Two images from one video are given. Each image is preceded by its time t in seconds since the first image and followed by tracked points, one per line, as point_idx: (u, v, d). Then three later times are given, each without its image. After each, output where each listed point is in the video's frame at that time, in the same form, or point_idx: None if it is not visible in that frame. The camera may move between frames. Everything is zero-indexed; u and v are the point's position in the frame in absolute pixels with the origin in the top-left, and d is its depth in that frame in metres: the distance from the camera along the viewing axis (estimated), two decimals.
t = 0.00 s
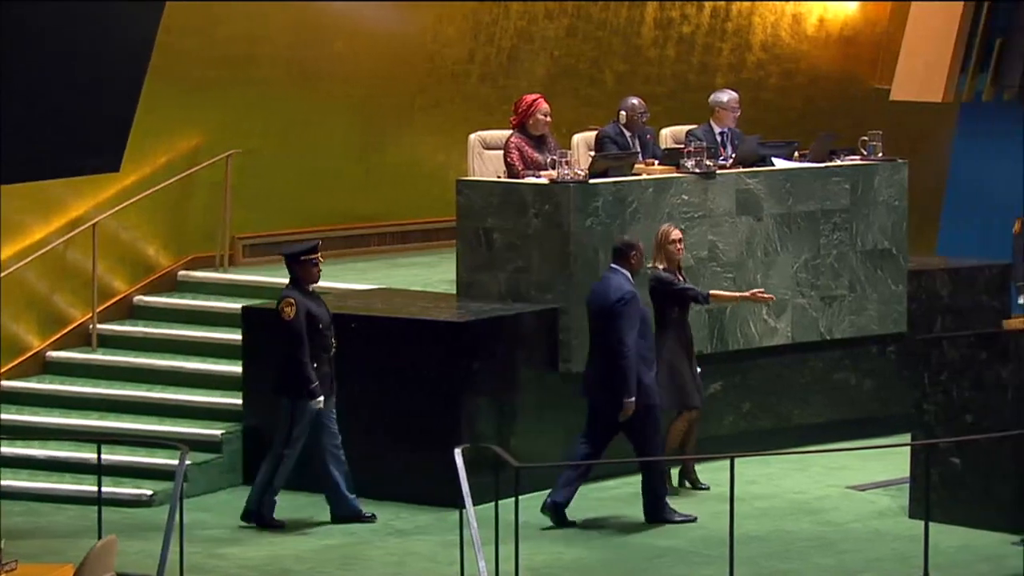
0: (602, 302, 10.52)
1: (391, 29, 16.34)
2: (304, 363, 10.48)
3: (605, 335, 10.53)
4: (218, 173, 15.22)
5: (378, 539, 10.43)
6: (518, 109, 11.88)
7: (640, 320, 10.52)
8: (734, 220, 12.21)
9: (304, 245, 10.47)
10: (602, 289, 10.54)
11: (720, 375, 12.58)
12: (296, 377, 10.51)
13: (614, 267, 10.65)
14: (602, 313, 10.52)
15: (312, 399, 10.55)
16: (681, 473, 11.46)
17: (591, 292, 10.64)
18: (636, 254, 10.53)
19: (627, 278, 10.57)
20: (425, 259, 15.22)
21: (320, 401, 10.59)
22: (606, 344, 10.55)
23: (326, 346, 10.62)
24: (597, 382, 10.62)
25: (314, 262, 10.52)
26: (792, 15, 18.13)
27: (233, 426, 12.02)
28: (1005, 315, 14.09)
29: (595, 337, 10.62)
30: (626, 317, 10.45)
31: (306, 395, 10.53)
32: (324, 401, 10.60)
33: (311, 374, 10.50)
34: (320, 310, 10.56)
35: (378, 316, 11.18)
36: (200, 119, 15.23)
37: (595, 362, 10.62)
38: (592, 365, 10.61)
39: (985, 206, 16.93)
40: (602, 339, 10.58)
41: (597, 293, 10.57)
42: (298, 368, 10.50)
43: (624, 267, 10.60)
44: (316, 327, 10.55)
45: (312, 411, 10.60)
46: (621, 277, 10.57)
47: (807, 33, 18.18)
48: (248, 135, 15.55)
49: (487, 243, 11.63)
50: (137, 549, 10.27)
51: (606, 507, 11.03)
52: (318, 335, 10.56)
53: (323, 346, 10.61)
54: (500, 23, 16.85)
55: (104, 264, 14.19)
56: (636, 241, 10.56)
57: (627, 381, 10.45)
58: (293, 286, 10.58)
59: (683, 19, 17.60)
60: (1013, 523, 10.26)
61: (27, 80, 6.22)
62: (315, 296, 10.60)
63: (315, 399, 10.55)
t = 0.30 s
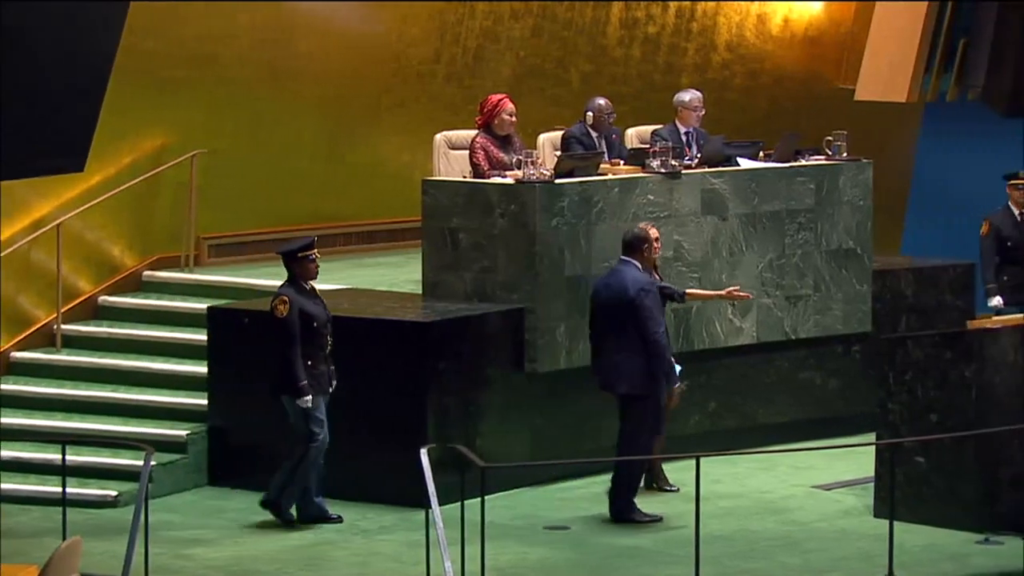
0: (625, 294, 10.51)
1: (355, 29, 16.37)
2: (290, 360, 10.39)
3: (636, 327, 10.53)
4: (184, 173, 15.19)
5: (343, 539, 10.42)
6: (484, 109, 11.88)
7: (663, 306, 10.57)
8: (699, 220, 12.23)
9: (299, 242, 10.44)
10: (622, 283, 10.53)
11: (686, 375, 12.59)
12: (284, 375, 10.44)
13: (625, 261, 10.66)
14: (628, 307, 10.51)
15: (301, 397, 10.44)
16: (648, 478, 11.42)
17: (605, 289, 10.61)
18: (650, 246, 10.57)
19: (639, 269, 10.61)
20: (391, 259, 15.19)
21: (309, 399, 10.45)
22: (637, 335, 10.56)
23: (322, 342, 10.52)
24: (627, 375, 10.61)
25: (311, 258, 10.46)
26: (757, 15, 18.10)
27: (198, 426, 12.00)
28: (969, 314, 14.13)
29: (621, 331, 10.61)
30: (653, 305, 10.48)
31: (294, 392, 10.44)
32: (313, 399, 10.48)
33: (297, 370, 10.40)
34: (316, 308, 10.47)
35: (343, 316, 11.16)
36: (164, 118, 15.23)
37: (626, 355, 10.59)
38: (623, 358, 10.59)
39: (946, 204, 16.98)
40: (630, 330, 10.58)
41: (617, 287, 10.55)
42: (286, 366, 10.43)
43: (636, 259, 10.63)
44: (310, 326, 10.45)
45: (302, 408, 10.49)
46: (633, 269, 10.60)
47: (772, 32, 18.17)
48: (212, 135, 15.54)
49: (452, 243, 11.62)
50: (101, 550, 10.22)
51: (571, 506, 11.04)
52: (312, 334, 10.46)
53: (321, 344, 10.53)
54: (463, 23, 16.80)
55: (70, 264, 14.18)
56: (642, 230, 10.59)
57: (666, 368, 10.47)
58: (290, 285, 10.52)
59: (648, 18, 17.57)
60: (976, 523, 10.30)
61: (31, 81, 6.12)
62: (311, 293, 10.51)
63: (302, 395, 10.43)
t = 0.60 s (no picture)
0: (639, 294, 10.53)
1: (321, 29, 16.28)
2: (280, 361, 10.35)
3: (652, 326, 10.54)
4: (150, 173, 15.18)
5: (309, 539, 10.40)
6: (450, 109, 11.85)
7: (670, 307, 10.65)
8: (665, 220, 12.25)
9: (288, 243, 10.37)
10: (636, 283, 10.55)
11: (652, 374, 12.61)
12: (274, 375, 10.40)
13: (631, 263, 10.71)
14: (642, 306, 10.53)
15: (291, 396, 10.40)
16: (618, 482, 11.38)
17: (616, 290, 10.61)
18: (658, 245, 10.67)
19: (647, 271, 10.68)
20: (357, 259, 15.17)
21: (298, 400, 10.43)
22: (649, 334, 10.57)
23: (308, 344, 10.50)
24: (636, 375, 10.58)
25: (300, 259, 10.41)
26: (723, 15, 18.17)
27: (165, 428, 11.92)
28: (935, 313, 14.18)
29: (632, 331, 10.60)
30: (665, 303, 10.53)
31: (285, 392, 10.41)
32: (304, 398, 10.45)
33: (289, 371, 10.37)
34: (306, 309, 10.44)
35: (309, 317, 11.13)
36: (130, 118, 15.21)
37: (638, 356, 10.57)
38: (635, 358, 10.57)
39: (908, 203, 17.04)
40: (642, 330, 10.58)
41: (630, 287, 10.57)
42: (277, 366, 10.39)
43: (642, 261, 10.69)
44: (299, 326, 10.43)
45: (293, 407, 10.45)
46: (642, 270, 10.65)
47: (738, 33, 18.21)
48: (179, 135, 15.50)
49: (419, 243, 11.62)
50: (67, 551, 10.18)
51: (538, 507, 11.04)
52: (300, 334, 10.44)
53: (308, 345, 10.51)
54: (431, 22, 16.79)
55: (33, 262, 14.26)
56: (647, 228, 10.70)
57: (680, 365, 10.55)
58: (279, 285, 10.47)
59: (614, 18, 17.59)
60: (941, 522, 10.34)
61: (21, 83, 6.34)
62: (300, 293, 10.47)
63: (294, 395, 10.40)
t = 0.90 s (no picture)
0: (640, 284, 10.77)
1: (291, 29, 16.22)
2: (270, 365, 10.36)
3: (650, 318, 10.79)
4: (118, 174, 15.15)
5: (280, 539, 10.38)
6: (421, 109, 11.87)
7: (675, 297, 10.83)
8: (636, 220, 12.25)
9: (272, 243, 10.42)
10: (639, 272, 10.79)
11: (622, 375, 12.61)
12: (264, 378, 10.41)
13: (638, 253, 10.93)
14: (641, 296, 10.77)
15: (283, 398, 10.43)
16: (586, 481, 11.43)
17: (621, 280, 10.87)
18: (664, 237, 10.85)
19: (653, 260, 10.87)
20: (327, 259, 15.15)
21: (289, 401, 10.45)
22: (650, 323, 10.81)
23: (297, 344, 10.49)
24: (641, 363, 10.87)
25: (285, 259, 10.43)
26: (692, 15, 18.21)
27: (134, 428, 11.91)
28: (903, 313, 14.22)
29: (635, 319, 10.87)
30: (664, 294, 10.75)
31: (275, 394, 10.43)
32: (295, 399, 10.48)
33: (279, 373, 10.38)
34: (293, 309, 10.45)
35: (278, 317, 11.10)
36: (99, 119, 15.20)
37: (639, 343, 10.85)
38: (636, 347, 10.85)
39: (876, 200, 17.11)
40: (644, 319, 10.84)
41: (631, 276, 10.82)
42: (266, 369, 10.40)
43: (649, 250, 10.90)
44: (289, 326, 10.42)
45: (283, 410, 10.48)
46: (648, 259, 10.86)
47: (708, 33, 18.24)
48: (150, 136, 15.48)
49: (389, 243, 11.60)
50: (36, 553, 10.14)
51: (509, 508, 11.05)
52: (289, 334, 10.43)
53: (297, 344, 10.50)
54: (400, 23, 16.79)
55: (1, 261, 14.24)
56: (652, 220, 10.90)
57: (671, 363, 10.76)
58: (266, 287, 10.49)
59: (585, 19, 17.61)
60: (909, 521, 10.37)
61: None
62: (287, 293, 10.47)
63: (284, 397, 10.42)
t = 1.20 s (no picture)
0: (642, 287, 10.80)
1: (260, 29, 16.42)
2: (250, 363, 10.33)
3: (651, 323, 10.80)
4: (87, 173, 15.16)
5: (250, 540, 10.36)
6: (390, 109, 11.80)
7: (680, 306, 10.83)
8: (606, 220, 12.27)
9: (252, 242, 10.35)
10: (645, 275, 10.82)
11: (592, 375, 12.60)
12: (244, 375, 10.39)
13: (649, 257, 10.96)
14: (644, 300, 10.80)
15: (262, 395, 10.40)
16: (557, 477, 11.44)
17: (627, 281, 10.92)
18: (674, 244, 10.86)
19: (662, 266, 10.88)
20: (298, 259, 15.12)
21: (270, 399, 10.43)
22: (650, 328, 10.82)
23: (277, 342, 10.47)
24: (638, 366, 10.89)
25: (266, 258, 10.38)
26: (662, 15, 18.07)
27: (102, 429, 11.86)
28: (873, 313, 14.26)
29: (637, 322, 10.89)
30: (666, 301, 10.74)
31: (255, 392, 10.41)
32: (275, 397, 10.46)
33: (259, 372, 10.36)
34: (273, 308, 10.41)
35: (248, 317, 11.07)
36: (67, 118, 15.27)
37: (639, 347, 10.87)
38: (637, 351, 10.86)
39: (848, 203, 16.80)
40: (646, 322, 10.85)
41: (636, 279, 10.86)
42: (246, 366, 10.38)
43: (660, 255, 10.92)
44: (268, 325, 10.40)
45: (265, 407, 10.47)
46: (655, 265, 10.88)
47: (678, 33, 18.08)
48: (119, 135, 15.57)
49: (359, 243, 11.60)
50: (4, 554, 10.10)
51: (479, 508, 11.05)
52: (269, 334, 10.41)
53: (275, 343, 10.48)
54: (370, 23, 16.94)
55: None
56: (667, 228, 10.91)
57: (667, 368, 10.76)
58: (246, 285, 10.44)
59: (554, 19, 17.61)
60: (880, 520, 10.38)
61: None
62: (266, 291, 10.43)
63: (265, 395, 10.40)
